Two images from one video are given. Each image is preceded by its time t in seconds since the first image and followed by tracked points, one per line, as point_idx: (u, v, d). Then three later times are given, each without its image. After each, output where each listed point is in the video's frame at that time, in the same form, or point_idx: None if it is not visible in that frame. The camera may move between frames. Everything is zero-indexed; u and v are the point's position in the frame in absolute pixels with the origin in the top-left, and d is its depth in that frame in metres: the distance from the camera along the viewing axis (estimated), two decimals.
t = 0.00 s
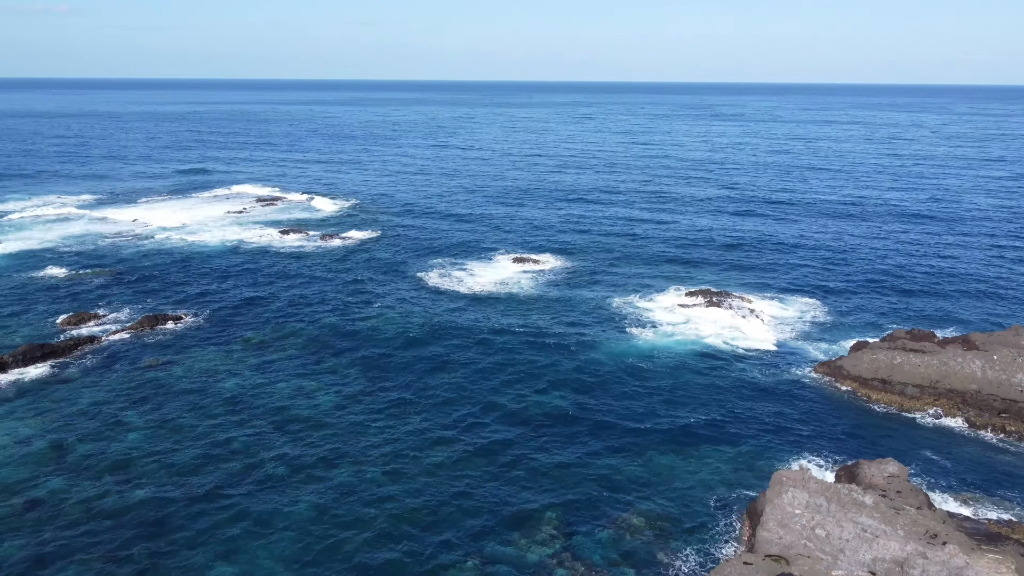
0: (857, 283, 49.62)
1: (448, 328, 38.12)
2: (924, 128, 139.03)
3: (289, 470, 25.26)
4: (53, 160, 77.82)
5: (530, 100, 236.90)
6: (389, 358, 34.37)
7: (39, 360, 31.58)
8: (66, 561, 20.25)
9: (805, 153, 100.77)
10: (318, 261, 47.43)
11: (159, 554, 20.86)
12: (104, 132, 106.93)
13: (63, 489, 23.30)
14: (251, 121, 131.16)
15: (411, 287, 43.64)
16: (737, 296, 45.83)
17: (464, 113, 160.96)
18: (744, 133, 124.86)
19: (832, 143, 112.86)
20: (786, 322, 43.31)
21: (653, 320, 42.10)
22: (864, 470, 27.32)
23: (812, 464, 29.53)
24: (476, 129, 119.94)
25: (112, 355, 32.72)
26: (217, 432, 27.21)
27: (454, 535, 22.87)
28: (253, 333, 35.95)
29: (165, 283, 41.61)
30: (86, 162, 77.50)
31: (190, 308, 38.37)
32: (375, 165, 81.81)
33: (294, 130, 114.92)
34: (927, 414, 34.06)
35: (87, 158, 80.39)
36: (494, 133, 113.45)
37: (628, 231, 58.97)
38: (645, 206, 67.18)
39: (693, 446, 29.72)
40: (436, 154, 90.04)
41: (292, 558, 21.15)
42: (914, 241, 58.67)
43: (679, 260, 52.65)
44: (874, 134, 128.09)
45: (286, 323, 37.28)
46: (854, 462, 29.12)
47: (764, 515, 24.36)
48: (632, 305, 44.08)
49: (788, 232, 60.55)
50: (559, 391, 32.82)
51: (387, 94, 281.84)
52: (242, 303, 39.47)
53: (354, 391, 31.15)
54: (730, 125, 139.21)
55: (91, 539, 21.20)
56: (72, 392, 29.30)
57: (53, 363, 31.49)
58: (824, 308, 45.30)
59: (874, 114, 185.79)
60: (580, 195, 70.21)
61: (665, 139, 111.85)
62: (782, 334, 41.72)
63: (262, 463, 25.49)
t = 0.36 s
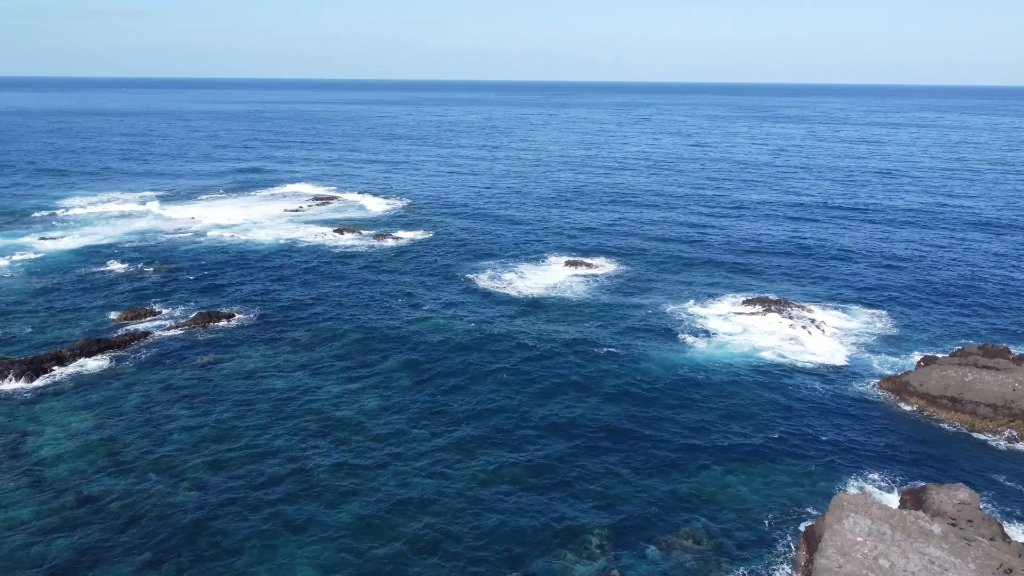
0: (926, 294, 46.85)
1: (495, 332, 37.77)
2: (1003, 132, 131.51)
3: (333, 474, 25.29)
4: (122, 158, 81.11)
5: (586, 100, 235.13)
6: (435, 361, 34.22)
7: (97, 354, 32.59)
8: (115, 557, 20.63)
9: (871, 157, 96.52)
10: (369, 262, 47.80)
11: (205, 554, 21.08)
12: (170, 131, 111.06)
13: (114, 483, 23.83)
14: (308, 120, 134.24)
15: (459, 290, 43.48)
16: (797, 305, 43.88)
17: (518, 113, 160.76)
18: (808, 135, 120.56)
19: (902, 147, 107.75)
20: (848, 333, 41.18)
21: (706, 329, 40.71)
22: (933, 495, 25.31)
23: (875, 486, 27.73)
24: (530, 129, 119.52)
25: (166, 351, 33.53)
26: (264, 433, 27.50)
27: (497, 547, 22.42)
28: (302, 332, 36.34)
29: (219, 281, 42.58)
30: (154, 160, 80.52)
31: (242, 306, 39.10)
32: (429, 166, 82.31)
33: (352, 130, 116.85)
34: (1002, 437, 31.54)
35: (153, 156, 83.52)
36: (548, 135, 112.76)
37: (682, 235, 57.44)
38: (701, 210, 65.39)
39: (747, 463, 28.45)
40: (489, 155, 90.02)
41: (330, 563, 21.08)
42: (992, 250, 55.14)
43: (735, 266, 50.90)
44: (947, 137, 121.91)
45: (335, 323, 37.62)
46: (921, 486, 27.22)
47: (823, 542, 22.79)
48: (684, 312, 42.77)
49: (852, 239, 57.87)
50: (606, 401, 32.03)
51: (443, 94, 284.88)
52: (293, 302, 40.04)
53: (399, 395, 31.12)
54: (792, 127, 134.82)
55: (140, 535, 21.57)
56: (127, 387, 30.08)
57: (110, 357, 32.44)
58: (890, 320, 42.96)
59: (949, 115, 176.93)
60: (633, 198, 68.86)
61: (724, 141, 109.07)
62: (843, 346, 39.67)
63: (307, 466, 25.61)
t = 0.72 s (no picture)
0: (1002, 307, 43.92)
1: (540, 338, 37.29)
2: None
3: (373, 480, 25.16)
4: (185, 156, 83.92)
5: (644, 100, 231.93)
6: (479, 366, 33.98)
7: (150, 349, 33.49)
8: (157, 556, 20.93)
9: (945, 161, 91.69)
10: (417, 262, 48.00)
11: (243, 557, 21.23)
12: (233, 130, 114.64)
13: (161, 479, 24.41)
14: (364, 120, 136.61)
15: (506, 294, 43.15)
16: (859, 316, 41.76)
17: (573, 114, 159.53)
18: (876, 138, 115.47)
19: (979, 151, 101.96)
20: (914, 347, 38.89)
21: (760, 339, 39.19)
22: (1005, 527, 23.40)
23: (942, 514, 25.87)
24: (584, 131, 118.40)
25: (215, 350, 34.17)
26: (306, 435, 27.68)
27: (535, 562, 21.87)
28: (349, 333, 36.68)
29: (271, 280, 43.37)
30: (217, 159, 83.16)
31: (291, 306, 39.63)
32: (481, 166, 82.38)
33: (407, 129, 118.14)
34: None
35: (215, 154, 86.18)
36: (602, 136, 111.46)
37: (737, 241, 55.63)
38: (758, 215, 63.27)
39: (802, 483, 27.06)
40: (541, 156, 89.47)
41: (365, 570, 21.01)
42: None
43: (793, 274, 48.94)
44: None
45: (381, 325, 37.86)
46: (992, 514, 25.26)
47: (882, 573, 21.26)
48: (738, 320, 41.29)
49: (921, 247, 54.91)
50: (653, 414, 31.03)
51: (500, 93, 285.78)
52: (342, 302, 40.51)
53: (441, 399, 30.96)
54: (859, 130, 129.46)
55: (182, 536, 21.86)
56: (178, 384, 30.75)
57: (161, 353, 33.26)
58: (961, 335, 40.43)
59: None
60: (687, 202, 67.23)
61: (785, 145, 105.53)
62: (908, 360, 37.47)
63: (346, 469, 25.68)
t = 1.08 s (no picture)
0: None
1: (585, 347, 36.73)
2: None
3: (409, 487, 25.00)
4: (245, 155, 86.42)
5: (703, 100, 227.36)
6: (522, 374, 33.66)
7: (201, 346, 34.35)
8: (197, 553, 21.36)
9: None
10: (464, 264, 48.02)
11: (279, 560, 21.33)
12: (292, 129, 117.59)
13: (206, 477, 24.95)
14: (419, 120, 137.98)
15: (553, 299, 42.69)
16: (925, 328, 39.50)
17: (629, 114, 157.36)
18: (950, 142, 109.73)
19: None
20: (987, 362, 36.48)
21: (816, 351, 37.54)
22: None
23: (1015, 547, 23.92)
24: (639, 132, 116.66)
25: (262, 348, 34.77)
26: (346, 438, 27.78)
27: None
28: (394, 335, 36.94)
29: (320, 279, 44.04)
30: (275, 157, 85.35)
31: (339, 306, 40.11)
32: (533, 167, 82.01)
33: (461, 130, 118.76)
34: None
35: (273, 153, 88.45)
36: (657, 137, 109.53)
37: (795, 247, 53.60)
38: (818, 221, 60.84)
39: (857, 506, 25.66)
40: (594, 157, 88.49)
41: None
42: None
43: (854, 283, 46.79)
44: None
45: (426, 329, 37.98)
46: None
47: None
48: (793, 330, 39.68)
49: (996, 256, 51.66)
50: (700, 429, 29.94)
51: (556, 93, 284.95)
52: (389, 304, 40.85)
53: (482, 406, 30.78)
54: (931, 133, 123.37)
55: (220, 537, 22.12)
56: (226, 383, 31.44)
57: (213, 349, 34.16)
58: None
59: None
60: (742, 205, 65.28)
61: (850, 148, 101.34)
62: (979, 375, 35.16)
63: (385, 474, 25.74)
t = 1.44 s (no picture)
0: None
1: (631, 356, 35.91)
2: None
3: (447, 495, 24.84)
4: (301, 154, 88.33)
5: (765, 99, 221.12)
6: (565, 382, 33.14)
7: (251, 344, 35.10)
8: (238, 552, 21.70)
9: None
10: (511, 267, 47.71)
11: (315, 562, 21.47)
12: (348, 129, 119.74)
13: (251, 476, 25.43)
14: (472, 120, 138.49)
15: (599, 304, 41.92)
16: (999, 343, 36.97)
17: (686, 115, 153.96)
18: None
19: None
20: None
21: (877, 364, 35.63)
22: None
23: None
24: (695, 133, 114.02)
25: (309, 349, 35.22)
26: (387, 444, 27.75)
27: None
28: (438, 339, 36.91)
29: (368, 279, 44.47)
30: (330, 156, 86.92)
31: (385, 307, 40.39)
32: (585, 169, 81.05)
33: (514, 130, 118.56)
34: None
35: (328, 152, 90.11)
36: (714, 139, 106.78)
37: (857, 254, 51.17)
38: (883, 227, 57.96)
39: (918, 535, 24.13)
40: (647, 159, 86.85)
41: None
42: None
43: (921, 294, 44.28)
44: None
45: (471, 332, 37.84)
46: None
47: None
48: (852, 343, 37.79)
49: None
50: (749, 446, 28.78)
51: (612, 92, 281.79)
52: (434, 306, 40.89)
53: (524, 414, 30.39)
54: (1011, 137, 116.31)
55: (261, 536, 22.45)
56: (274, 383, 32.03)
57: (262, 347, 34.87)
58: None
59: None
60: (802, 211, 62.83)
61: (921, 151, 96.41)
62: None
63: (424, 479, 25.67)
